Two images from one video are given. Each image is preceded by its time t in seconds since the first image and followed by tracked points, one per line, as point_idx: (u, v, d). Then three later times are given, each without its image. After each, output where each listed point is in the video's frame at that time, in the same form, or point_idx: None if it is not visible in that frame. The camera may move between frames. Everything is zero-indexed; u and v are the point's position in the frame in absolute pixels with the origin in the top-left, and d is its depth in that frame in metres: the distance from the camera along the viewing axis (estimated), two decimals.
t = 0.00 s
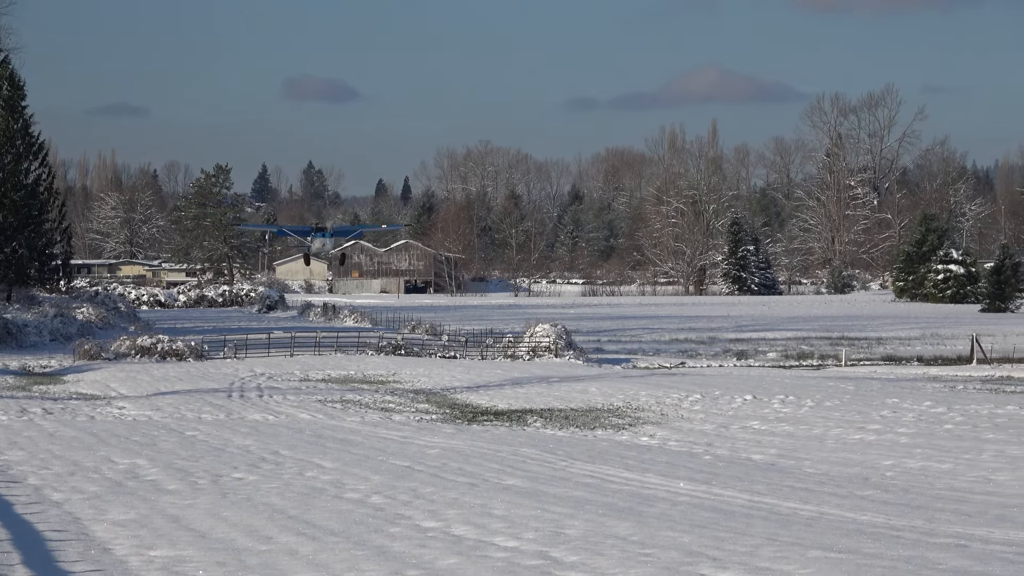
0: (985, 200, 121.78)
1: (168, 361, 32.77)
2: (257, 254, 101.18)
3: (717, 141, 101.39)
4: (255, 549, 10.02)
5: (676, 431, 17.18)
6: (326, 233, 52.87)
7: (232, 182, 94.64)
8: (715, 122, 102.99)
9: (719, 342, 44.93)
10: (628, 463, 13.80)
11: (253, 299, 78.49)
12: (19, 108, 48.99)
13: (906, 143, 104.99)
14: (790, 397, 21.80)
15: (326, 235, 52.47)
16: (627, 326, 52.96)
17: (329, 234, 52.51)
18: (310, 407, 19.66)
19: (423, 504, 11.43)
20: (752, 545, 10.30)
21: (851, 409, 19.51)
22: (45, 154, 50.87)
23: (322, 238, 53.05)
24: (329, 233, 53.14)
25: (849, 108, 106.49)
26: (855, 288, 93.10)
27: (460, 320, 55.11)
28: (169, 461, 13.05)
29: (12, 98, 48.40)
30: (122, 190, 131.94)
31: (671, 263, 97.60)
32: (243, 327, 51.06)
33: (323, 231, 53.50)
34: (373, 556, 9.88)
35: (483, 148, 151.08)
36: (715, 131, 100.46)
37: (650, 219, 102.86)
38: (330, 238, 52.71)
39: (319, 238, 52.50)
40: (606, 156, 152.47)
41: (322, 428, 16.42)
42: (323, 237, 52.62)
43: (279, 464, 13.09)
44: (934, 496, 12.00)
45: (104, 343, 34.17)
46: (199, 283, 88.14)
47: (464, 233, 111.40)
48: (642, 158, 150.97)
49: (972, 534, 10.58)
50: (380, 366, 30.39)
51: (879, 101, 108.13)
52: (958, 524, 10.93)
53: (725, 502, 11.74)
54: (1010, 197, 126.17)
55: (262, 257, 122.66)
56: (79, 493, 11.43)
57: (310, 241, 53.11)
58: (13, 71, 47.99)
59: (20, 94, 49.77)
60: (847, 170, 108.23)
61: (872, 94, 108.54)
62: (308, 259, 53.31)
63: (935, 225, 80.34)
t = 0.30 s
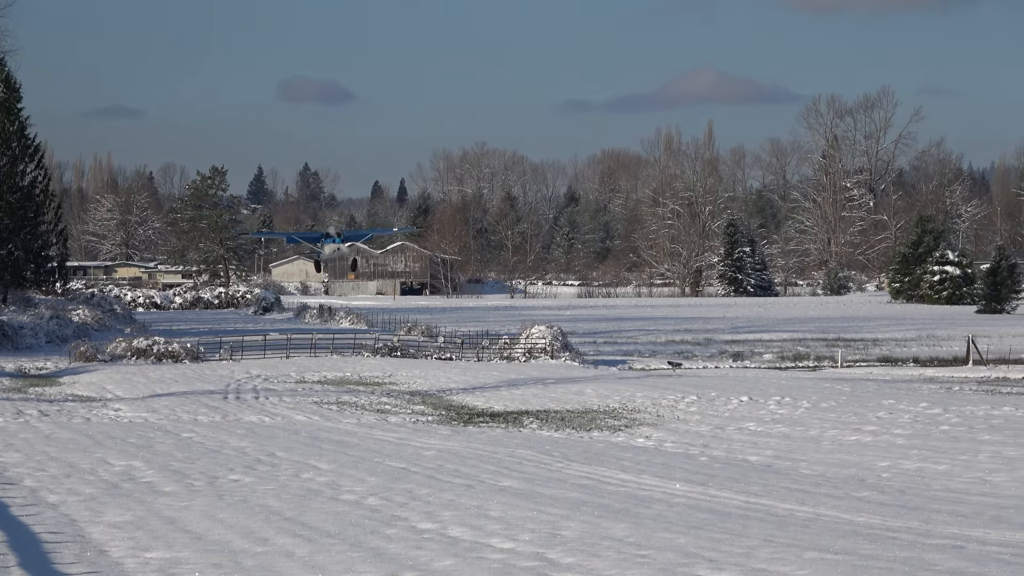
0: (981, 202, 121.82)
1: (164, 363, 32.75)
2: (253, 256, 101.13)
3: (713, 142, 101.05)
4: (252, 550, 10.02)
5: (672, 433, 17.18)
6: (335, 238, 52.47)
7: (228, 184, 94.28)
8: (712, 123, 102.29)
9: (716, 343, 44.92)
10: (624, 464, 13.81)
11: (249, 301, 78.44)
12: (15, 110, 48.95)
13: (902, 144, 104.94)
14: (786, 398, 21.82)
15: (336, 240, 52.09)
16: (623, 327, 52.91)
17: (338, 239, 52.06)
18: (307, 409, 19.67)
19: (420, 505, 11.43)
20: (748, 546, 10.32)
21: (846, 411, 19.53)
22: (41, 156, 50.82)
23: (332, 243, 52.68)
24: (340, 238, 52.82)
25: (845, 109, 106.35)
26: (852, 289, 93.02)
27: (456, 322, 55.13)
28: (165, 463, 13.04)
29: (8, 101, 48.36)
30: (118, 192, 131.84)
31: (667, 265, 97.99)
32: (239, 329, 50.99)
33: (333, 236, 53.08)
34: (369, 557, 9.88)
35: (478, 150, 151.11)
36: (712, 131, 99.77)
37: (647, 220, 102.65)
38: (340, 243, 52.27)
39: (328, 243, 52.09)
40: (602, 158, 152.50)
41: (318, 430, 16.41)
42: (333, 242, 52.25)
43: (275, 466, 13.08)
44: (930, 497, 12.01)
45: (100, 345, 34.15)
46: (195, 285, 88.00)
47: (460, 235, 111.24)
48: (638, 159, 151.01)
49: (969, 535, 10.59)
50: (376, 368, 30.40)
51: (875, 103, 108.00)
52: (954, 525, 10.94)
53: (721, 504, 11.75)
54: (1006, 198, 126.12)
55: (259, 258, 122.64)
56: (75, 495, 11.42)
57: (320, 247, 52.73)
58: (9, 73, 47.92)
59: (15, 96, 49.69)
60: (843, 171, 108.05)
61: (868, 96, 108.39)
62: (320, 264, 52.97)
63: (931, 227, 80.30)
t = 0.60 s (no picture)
0: (977, 203, 122.04)
1: (160, 365, 32.78)
2: (250, 257, 101.16)
3: (709, 144, 100.97)
4: (249, 552, 10.03)
5: (669, 434, 17.19)
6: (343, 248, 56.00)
7: (225, 186, 93.86)
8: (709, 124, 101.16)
9: (712, 344, 44.96)
10: (621, 465, 13.80)
11: (246, 303, 78.54)
12: (12, 112, 49.08)
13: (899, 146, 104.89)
14: (783, 399, 21.83)
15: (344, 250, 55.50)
16: (621, 329, 52.97)
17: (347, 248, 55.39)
18: (303, 410, 19.64)
19: (417, 507, 11.43)
20: (746, 547, 10.33)
21: (843, 412, 19.51)
22: (38, 158, 50.92)
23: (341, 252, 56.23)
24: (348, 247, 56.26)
25: (842, 110, 106.33)
26: (848, 291, 92.99)
27: (452, 323, 55.13)
28: (162, 464, 13.04)
29: (6, 102, 48.46)
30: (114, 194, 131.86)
31: (664, 266, 98.33)
32: (236, 331, 51.08)
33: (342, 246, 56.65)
34: (366, 559, 9.91)
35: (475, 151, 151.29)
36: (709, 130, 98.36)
37: (644, 222, 102.57)
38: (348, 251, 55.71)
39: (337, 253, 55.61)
40: (598, 159, 152.58)
41: (315, 431, 16.42)
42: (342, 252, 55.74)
43: (271, 468, 13.09)
44: (927, 498, 12.01)
45: (96, 346, 34.15)
46: (192, 287, 88.00)
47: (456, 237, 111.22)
48: (634, 161, 151.20)
49: (966, 535, 10.59)
50: (373, 369, 30.41)
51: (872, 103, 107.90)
52: (952, 526, 10.94)
53: (718, 505, 11.77)
54: (1002, 199, 126.16)
55: (256, 259, 122.79)
56: (72, 496, 11.42)
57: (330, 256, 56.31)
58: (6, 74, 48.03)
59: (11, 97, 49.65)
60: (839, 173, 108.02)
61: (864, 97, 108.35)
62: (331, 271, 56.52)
63: (928, 227, 80.21)
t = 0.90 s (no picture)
0: (972, 201, 122.30)
1: (155, 362, 32.74)
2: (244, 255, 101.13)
3: (703, 141, 100.98)
4: (242, 550, 10.06)
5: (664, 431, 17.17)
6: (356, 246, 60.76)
7: (219, 183, 94.00)
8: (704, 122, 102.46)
9: (707, 342, 44.97)
10: (616, 463, 13.79)
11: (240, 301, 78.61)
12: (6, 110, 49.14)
13: (893, 143, 104.97)
14: (777, 396, 21.81)
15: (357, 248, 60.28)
16: (614, 326, 52.99)
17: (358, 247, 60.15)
18: (298, 408, 19.63)
19: (411, 505, 11.43)
20: (740, 545, 10.35)
21: (837, 409, 19.52)
22: (32, 156, 50.98)
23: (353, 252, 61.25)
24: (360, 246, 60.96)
25: (836, 107, 106.45)
26: (843, 288, 92.99)
27: (447, 321, 55.13)
28: (157, 462, 13.04)
29: None
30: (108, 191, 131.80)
31: (658, 263, 96.96)
32: (230, 328, 51.01)
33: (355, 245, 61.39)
34: (362, 556, 9.93)
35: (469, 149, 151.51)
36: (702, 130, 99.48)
37: (638, 219, 102.65)
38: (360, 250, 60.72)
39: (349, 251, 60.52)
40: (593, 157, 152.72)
41: (309, 429, 16.41)
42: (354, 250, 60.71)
43: (266, 465, 13.09)
44: (921, 495, 12.02)
45: (91, 345, 34.09)
46: (186, 284, 87.95)
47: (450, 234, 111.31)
48: (628, 159, 151.34)
49: (961, 533, 10.60)
50: (368, 367, 30.36)
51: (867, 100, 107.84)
52: (946, 523, 10.95)
53: (713, 502, 11.76)
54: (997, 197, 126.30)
55: (250, 258, 122.92)
56: (67, 494, 11.43)
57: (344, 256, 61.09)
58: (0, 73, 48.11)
59: (5, 95, 49.58)
60: (833, 170, 108.05)
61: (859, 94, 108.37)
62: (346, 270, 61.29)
63: (923, 225, 80.17)
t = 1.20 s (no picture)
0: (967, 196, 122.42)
1: (150, 359, 32.72)
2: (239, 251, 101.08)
3: (698, 136, 100.88)
4: (237, 546, 10.08)
5: (659, 427, 17.17)
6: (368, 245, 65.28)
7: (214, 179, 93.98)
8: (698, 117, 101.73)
9: (703, 337, 44.98)
10: (611, 458, 13.79)
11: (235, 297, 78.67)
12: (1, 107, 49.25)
13: (888, 137, 105.02)
14: (772, 391, 21.81)
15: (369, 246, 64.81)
16: (609, 321, 52.97)
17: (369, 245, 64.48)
18: (293, 404, 19.63)
19: (407, 500, 11.43)
20: (735, 540, 10.38)
21: (833, 404, 19.50)
22: (26, 153, 51.03)
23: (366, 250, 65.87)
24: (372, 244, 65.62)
25: (831, 102, 106.35)
26: (837, 284, 92.92)
27: (442, 316, 55.14)
28: (152, 459, 13.03)
29: None
30: (103, 188, 131.88)
31: (653, 259, 97.70)
32: (225, 325, 51.02)
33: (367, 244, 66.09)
34: (357, 552, 9.96)
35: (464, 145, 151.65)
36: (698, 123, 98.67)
37: (633, 215, 102.83)
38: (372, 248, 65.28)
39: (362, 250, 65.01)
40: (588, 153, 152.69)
41: (304, 425, 16.41)
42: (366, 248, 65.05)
43: (261, 462, 13.08)
44: (917, 490, 12.02)
45: (86, 341, 34.09)
46: (181, 280, 87.97)
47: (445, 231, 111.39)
48: (624, 155, 151.32)
49: (955, 527, 10.62)
50: (363, 363, 30.37)
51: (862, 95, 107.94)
52: (941, 518, 10.95)
53: (708, 497, 11.77)
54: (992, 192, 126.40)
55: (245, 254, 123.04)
56: (62, 491, 11.42)
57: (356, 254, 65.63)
58: None
59: None
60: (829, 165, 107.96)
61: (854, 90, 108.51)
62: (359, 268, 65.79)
63: (917, 220, 80.16)
